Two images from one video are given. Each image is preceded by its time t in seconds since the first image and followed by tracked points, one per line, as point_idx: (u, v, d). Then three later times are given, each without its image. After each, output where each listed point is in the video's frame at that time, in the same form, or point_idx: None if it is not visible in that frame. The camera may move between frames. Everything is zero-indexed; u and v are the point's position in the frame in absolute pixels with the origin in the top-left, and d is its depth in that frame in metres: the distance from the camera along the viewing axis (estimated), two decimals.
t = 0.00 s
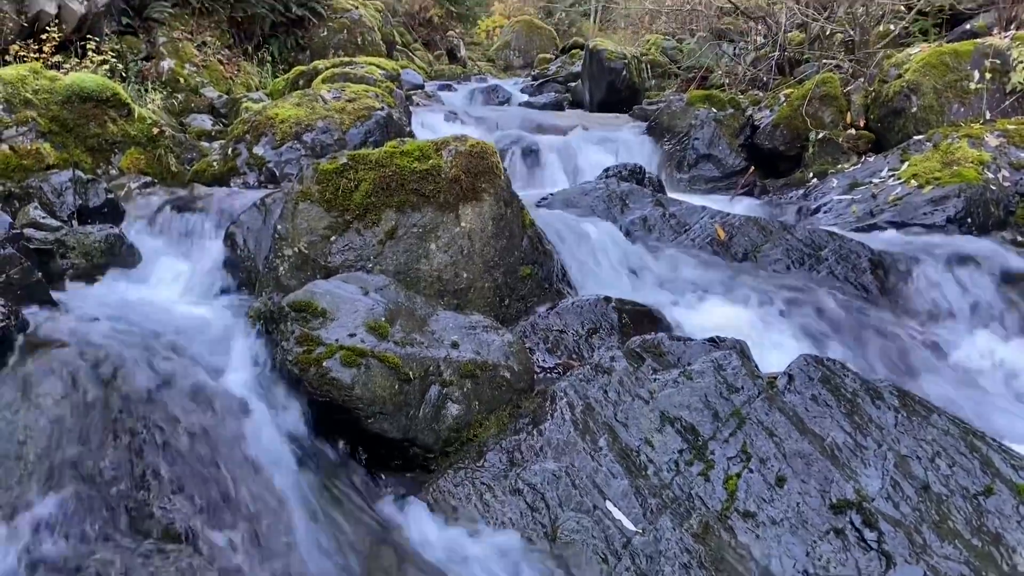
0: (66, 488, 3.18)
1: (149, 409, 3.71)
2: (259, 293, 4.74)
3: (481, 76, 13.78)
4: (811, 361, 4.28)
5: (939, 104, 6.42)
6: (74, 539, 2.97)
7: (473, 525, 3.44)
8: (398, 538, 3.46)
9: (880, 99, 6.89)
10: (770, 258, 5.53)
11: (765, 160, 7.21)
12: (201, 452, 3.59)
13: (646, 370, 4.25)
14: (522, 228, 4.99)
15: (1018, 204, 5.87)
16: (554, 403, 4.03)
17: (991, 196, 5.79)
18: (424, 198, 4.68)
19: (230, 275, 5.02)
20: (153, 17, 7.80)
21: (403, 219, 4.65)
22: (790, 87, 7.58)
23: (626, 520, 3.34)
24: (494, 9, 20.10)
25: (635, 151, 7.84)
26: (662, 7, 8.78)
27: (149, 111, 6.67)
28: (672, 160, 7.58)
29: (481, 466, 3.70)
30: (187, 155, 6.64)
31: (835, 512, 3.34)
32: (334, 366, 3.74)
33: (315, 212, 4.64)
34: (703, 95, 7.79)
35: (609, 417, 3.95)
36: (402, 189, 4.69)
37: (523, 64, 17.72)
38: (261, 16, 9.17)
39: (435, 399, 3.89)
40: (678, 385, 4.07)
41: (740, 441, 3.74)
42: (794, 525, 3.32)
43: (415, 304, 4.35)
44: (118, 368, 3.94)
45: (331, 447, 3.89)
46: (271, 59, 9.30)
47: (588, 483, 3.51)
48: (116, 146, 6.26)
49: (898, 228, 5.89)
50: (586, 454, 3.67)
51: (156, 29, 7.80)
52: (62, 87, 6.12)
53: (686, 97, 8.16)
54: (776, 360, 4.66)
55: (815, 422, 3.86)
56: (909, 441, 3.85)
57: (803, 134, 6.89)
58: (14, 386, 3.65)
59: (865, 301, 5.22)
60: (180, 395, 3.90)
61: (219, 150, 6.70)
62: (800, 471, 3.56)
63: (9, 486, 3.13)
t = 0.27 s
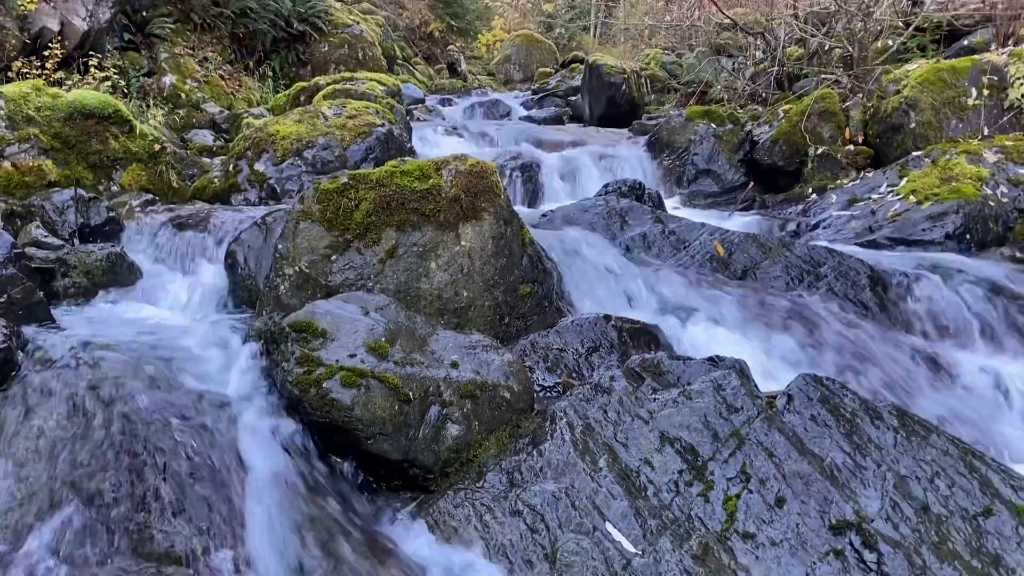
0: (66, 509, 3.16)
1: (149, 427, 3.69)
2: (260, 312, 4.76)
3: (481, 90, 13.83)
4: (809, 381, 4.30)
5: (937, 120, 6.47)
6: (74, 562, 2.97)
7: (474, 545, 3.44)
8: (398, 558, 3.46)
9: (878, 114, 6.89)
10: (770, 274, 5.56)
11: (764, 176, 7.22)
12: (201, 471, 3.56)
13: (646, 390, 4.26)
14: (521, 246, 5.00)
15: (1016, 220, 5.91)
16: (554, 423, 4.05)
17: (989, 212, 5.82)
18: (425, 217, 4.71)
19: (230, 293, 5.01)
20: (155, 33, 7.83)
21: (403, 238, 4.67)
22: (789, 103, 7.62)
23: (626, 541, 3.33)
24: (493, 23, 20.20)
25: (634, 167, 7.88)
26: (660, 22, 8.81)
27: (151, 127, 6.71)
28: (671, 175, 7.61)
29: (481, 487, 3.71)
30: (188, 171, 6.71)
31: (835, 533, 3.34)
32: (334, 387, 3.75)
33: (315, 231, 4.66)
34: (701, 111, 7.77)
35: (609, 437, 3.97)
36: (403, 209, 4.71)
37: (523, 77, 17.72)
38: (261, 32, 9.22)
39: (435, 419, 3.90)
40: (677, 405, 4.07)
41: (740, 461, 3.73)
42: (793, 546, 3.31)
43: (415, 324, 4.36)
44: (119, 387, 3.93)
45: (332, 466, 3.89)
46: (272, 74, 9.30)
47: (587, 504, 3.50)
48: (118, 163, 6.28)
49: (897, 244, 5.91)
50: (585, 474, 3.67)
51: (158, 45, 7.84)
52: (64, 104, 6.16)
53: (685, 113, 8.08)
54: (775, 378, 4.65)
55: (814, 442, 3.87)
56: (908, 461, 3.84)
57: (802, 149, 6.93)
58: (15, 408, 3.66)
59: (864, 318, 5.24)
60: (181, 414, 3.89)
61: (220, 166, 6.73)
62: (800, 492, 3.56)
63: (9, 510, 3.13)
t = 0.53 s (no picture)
0: (70, 540, 3.18)
1: (152, 455, 3.70)
2: (261, 334, 4.75)
3: (480, 105, 13.87)
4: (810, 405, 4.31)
5: (936, 139, 6.47)
6: None
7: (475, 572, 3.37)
8: None
9: (878, 132, 6.92)
10: (770, 293, 5.57)
11: (763, 193, 7.25)
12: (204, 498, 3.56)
13: (647, 414, 4.25)
14: (522, 267, 5.01)
15: (1015, 238, 5.93)
16: (556, 447, 4.00)
17: (989, 231, 5.84)
18: (426, 240, 4.73)
19: (231, 315, 5.02)
20: (157, 50, 7.88)
21: (405, 261, 4.68)
22: (788, 120, 7.66)
23: (629, 568, 3.29)
24: (493, 38, 20.27)
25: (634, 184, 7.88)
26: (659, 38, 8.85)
27: (153, 145, 6.74)
28: (671, 193, 7.63)
29: (483, 513, 3.66)
30: (190, 190, 6.75)
31: (836, 559, 3.34)
32: (337, 413, 3.75)
33: (318, 254, 4.68)
34: (701, 128, 7.79)
35: (611, 462, 3.93)
36: (405, 232, 4.75)
37: (522, 91, 17.66)
38: (262, 50, 9.28)
39: (437, 444, 3.88)
40: (679, 429, 4.06)
41: (741, 487, 3.71)
42: (795, 572, 3.30)
43: (417, 347, 4.36)
44: (121, 414, 3.94)
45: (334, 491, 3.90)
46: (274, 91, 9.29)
47: (589, 530, 3.47)
48: (120, 182, 6.29)
49: (897, 263, 5.93)
50: (587, 499, 3.64)
51: (159, 62, 7.87)
52: (67, 123, 6.18)
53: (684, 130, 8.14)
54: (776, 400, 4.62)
55: (815, 467, 3.87)
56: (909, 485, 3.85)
57: (801, 166, 6.97)
58: (18, 436, 3.66)
59: (865, 338, 5.24)
60: (183, 441, 3.89)
61: (221, 185, 6.75)
62: (801, 517, 3.55)
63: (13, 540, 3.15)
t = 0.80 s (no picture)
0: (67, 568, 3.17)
1: (152, 481, 3.70)
2: (261, 355, 4.75)
3: (480, 120, 13.91)
4: (810, 427, 4.25)
5: (934, 156, 6.50)
6: None
7: None
8: None
9: (876, 149, 6.95)
10: (770, 312, 5.55)
11: (762, 210, 7.26)
12: (204, 525, 3.57)
13: (648, 437, 4.19)
14: (522, 287, 5.01)
15: (1014, 256, 5.92)
16: (557, 470, 3.95)
17: (987, 248, 5.85)
18: (426, 261, 4.73)
19: (229, 335, 4.99)
20: (158, 67, 7.88)
21: (405, 282, 4.68)
22: (786, 137, 7.69)
23: None
24: (493, 54, 20.40)
25: (634, 200, 7.87)
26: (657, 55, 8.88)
27: (152, 164, 6.76)
28: (670, 210, 7.64)
29: (483, 537, 3.57)
30: (190, 208, 6.70)
31: None
32: (336, 437, 3.74)
33: (318, 276, 4.68)
34: (700, 146, 7.88)
35: (611, 485, 3.86)
36: (404, 253, 4.75)
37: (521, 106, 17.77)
38: (262, 67, 9.27)
39: (436, 469, 3.81)
40: (680, 453, 3.98)
41: (741, 511, 3.64)
42: None
43: (417, 371, 4.35)
44: (121, 438, 3.95)
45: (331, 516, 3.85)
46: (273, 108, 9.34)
47: (589, 556, 3.38)
48: (119, 200, 6.30)
49: (896, 280, 5.94)
50: (588, 525, 3.55)
51: (160, 80, 7.89)
52: (67, 142, 6.22)
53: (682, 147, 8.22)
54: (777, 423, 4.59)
55: (815, 490, 3.81)
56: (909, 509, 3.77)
57: (800, 183, 7.00)
58: (17, 462, 3.65)
59: (865, 357, 5.17)
60: (183, 466, 3.89)
61: (221, 202, 6.75)
62: (801, 542, 3.49)
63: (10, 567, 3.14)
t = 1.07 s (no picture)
0: None
1: (148, 504, 3.67)
2: (259, 376, 4.75)
3: (478, 135, 13.96)
4: (808, 448, 4.19)
5: (931, 172, 6.53)
6: None
7: None
8: None
9: (873, 165, 6.96)
10: (768, 329, 5.55)
11: (760, 226, 7.27)
12: (200, 550, 3.54)
13: (646, 458, 4.15)
14: (520, 307, 4.98)
15: (1012, 272, 5.94)
16: (554, 492, 3.90)
17: (984, 264, 5.86)
18: (424, 281, 4.72)
19: (229, 356, 5.04)
20: (156, 84, 7.89)
21: (402, 302, 4.68)
22: (783, 153, 7.72)
23: None
24: (491, 69, 20.51)
25: (632, 216, 7.87)
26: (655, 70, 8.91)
27: (151, 181, 6.74)
28: (668, 225, 7.64)
29: (480, 560, 3.52)
30: (188, 225, 6.73)
31: None
32: (333, 460, 3.71)
33: (316, 296, 4.69)
34: (696, 162, 7.83)
35: (609, 507, 3.80)
36: (402, 272, 4.74)
37: (519, 120, 17.87)
38: (261, 83, 9.28)
39: (434, 491, 3.79)
40: (677, 473, 3.97)
41: (740, 532, 3.58)
42: None
43: (414, 392, 4.32)
44: (118, 462, 3.93)
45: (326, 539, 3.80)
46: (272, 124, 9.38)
47: None
48: (118, 218, 6.31)
49: (894, 296, 5.94)
50: (585, 547, 3.50)
51: (159, 96, 7.91)
52: (66, 159, 6.18)
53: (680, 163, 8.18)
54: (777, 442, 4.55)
55: (814, 512, 3.73)
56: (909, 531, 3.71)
57: (797, 200, 7.05)
58: (13, 485, 3.62)
59: (864, 374, 5.17)
60: (180, 490, 3.86)
61: (219, 219, 6.76)
62: (800, 563, 3.43)
63: None
